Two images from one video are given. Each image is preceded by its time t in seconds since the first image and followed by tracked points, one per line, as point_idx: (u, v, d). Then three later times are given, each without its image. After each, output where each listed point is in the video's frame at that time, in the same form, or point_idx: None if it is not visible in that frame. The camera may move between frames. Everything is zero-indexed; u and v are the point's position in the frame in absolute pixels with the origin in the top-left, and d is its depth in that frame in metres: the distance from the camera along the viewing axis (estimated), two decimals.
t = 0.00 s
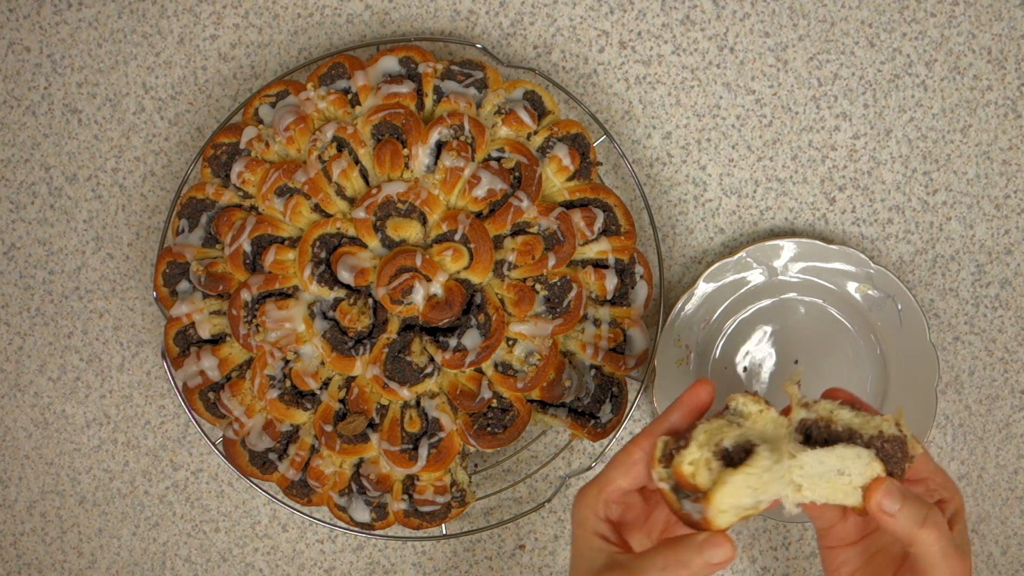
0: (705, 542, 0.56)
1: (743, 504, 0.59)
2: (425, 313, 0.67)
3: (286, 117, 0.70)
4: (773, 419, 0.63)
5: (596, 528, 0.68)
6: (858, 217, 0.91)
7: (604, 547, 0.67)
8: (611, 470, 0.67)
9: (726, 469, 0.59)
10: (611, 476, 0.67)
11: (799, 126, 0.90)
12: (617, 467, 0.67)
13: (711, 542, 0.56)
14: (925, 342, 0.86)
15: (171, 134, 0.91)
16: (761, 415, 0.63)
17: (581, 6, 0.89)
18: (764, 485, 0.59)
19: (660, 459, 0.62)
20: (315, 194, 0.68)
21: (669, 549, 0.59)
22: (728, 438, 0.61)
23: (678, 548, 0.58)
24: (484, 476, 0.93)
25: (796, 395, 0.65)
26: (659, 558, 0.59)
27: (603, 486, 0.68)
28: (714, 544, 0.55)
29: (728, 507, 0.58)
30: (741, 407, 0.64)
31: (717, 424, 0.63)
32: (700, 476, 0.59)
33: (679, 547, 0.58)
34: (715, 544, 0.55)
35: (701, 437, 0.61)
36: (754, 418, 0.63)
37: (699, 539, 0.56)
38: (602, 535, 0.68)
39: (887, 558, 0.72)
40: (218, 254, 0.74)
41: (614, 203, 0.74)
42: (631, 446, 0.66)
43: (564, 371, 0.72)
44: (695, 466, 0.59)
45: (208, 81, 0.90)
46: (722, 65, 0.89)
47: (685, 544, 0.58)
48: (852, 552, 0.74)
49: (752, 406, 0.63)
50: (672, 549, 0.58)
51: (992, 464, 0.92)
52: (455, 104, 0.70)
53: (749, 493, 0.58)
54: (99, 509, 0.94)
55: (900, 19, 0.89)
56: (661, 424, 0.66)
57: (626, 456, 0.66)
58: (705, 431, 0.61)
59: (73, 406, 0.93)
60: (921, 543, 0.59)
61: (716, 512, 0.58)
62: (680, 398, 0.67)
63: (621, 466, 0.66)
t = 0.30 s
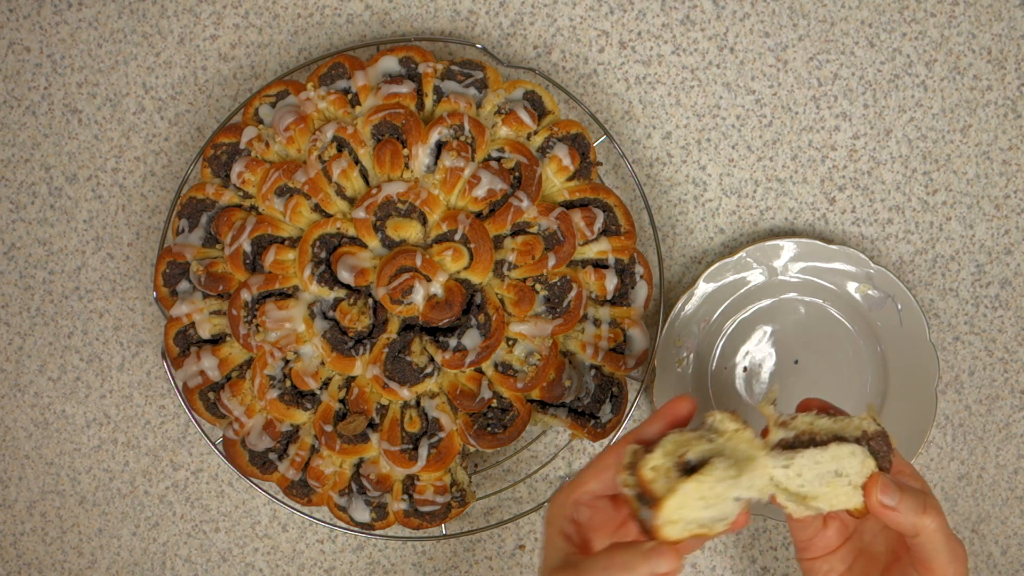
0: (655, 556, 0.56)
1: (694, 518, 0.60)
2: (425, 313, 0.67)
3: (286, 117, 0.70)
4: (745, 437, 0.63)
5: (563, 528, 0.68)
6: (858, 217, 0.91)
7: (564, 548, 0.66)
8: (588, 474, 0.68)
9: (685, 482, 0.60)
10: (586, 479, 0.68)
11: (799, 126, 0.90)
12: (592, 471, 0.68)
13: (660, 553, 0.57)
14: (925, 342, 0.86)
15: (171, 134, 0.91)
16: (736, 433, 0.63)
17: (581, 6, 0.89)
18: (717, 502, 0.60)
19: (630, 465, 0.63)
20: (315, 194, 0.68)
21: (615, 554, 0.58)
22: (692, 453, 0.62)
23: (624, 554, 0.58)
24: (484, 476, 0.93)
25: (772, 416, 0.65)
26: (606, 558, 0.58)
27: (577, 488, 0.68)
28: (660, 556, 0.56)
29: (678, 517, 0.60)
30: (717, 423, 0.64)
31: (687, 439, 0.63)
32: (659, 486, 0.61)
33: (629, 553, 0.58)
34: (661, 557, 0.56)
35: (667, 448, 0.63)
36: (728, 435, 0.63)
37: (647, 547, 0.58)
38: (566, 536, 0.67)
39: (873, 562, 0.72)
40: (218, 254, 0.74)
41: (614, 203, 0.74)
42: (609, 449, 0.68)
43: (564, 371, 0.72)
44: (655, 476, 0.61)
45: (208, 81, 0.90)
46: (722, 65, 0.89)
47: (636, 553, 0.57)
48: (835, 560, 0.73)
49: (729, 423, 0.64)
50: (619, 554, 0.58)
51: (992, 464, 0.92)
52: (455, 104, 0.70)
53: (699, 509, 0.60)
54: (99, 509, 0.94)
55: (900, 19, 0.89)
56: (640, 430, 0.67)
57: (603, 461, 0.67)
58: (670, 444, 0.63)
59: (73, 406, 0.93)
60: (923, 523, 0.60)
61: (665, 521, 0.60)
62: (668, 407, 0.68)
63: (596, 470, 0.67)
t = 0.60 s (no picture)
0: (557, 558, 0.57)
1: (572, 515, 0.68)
2: (425, 313, 0.67)
3: (286, 117, 0.70)
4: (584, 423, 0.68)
5: (428, 552, 0.60)
6: (858, 217, 0.91)
7: (443, 573, 0.59)
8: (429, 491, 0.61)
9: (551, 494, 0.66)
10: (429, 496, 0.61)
11: (799, 126, 0.90)
12: (437, 488, 0.61)
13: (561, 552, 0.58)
14: (926, 342, 0.86)
15: (171, 134, 0.91)
16: (568, 425, 0.67)
17: (581, 6, 0.89)
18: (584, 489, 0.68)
19: (485, 490, 0.65)
20: (315, 194, 0.68)
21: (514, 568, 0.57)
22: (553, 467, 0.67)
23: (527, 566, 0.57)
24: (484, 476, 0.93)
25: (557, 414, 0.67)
26: None
27: (426, 508, 0.61)
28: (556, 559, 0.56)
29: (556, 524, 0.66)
30: (548, 421, 0.66)
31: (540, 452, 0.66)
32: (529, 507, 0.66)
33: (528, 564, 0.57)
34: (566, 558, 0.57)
35: (518, 475, 0.65)
36: (561, 432, 0.67)
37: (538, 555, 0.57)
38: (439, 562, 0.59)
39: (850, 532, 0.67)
40: (219, 254, 0.74)
41: (614, 203, 0.74)
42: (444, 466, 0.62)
43: (564, 371, 0.72)
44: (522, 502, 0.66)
45: (208, 81, 0.90)
46: (722, 65, 0.89)
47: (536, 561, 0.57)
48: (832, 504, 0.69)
49: (557, 420, 0.67)
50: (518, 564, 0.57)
51: (992, 464, 0.92)
52: (455, 104, 0.70)
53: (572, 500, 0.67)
54: (99, 509, 0.94)
55: (900, 19, 0.89)
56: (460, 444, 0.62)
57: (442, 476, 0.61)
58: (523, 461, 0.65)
59: (73, 406, 0.93)
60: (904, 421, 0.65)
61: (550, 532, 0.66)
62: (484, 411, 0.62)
63: (438, 486, 0.61)
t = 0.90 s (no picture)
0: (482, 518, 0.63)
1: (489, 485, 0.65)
2: (425, 313, 0.67)
3: (286, 117, 0.70)
4: (461, 399, 0.65)
5: None
6: (858, 217, 0.91)
7: None
8: (326, 535, 0.61)
9: (461, 480, 0.63)
10: (329, 538, 0.61)
11: (799, 126, 0.90)
12: (329, 527, 0.61)
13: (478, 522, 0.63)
14: (926, 342, 0.86)
15: (171, 134, 0.91)
16: (446, 409, 0.64)
17: (581, 6, 0.89)
18: (488, 455, 0.65)
19: (393, 511, 0.63)
20: (315, 194, 0.68)
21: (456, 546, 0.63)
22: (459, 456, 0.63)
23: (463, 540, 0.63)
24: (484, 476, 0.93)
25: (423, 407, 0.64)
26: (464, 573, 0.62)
27: (331, 553, 0.61)
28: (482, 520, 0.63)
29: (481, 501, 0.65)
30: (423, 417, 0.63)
31: (431, 449, 0.63)
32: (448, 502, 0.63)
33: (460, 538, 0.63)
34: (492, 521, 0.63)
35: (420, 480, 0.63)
36: (441, 421, 0.63)
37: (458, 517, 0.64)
38: None
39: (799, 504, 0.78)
40: (219, 254, 0.74)
41: (614, 203, 0.74)
42: (328, 509, 0.61)
43: (564, 371, 0.73)
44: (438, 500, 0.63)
45: (208, 81, 0.90)
46: (721, 65, 0.89)
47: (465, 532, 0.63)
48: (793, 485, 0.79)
49: (431, 412, 0.63)
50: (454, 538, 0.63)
51: (992, 464, 0.92)
52: (455, 103, 0.70)
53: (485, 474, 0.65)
54: (99, 509, 0.94)
55: (900, 19, 0.89)
56: (335, 479, 0.61)
57: (331, 516, 0.61)
58: (426, 467, 0.62)
59: (73, 406, 0.93)
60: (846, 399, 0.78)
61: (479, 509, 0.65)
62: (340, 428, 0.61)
63: (333, 528, 0.61)
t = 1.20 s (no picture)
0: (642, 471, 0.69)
1: (453, 477, 0.58)
2: (425, 313, 0.67)
3: (286, 117, 0.70)
4: (447, 378, 0.62)
5: (340, 547, 0.60)
6: (858, 217, 0.91)
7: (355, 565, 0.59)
8: (321, 474, 0.60)
9: (412, 454, 0.57)
10: (324, 480, 0.60)
11: (799, 126, 0.90)
12: (324, 469, 0.60)
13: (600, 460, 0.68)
14: (925, 341, 0.86)
15: (171, 134, 0.91)
16: (426, 379, 0.62)
17: (581, 6, 0.89)
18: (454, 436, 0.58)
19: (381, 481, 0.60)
20: (315, 194, 0.68)
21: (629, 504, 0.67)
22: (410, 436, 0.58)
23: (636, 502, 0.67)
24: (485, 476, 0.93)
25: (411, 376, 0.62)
26: None
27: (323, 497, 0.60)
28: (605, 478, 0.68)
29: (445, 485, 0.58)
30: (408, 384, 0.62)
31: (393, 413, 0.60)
32: (410, 480, 0.58)
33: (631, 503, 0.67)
34: (461, 531, 0.53)
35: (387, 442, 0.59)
36: (421, 391, 0.61)
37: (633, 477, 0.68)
38: (350, 551, 0.59)
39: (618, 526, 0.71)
40: (219, 254, 0.74)
41: (614, 203, 0.74)
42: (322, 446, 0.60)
43: (564, 371, 0.73)
44: (396, 473, 0.58)
45: (208, 81, 0.90)
46: (721, 65, 0.89)
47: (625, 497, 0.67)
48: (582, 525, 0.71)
49: (416, 379, 0.62)
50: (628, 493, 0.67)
51: (992, 464, 0.92)
52: (455, 103, 0.70)
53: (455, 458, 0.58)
54: (99, 509, 0.94)
55: (900, 19, 0.89)
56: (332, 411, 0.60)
57: (325, 456, 0.60)
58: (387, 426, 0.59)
59: (73, 406, 0.93)
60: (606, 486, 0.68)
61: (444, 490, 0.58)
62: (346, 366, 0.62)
63: (325, 468, 0.60)
